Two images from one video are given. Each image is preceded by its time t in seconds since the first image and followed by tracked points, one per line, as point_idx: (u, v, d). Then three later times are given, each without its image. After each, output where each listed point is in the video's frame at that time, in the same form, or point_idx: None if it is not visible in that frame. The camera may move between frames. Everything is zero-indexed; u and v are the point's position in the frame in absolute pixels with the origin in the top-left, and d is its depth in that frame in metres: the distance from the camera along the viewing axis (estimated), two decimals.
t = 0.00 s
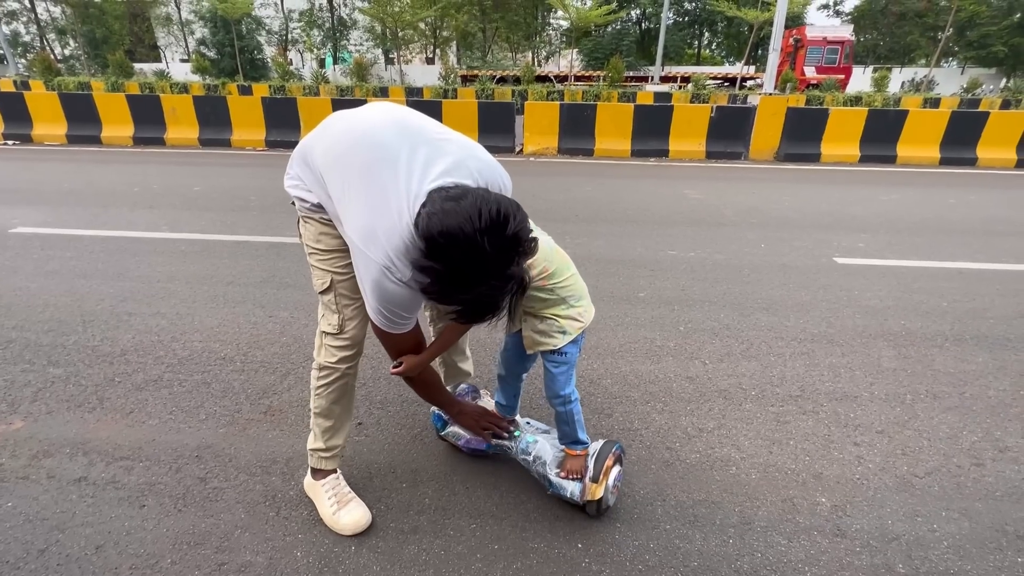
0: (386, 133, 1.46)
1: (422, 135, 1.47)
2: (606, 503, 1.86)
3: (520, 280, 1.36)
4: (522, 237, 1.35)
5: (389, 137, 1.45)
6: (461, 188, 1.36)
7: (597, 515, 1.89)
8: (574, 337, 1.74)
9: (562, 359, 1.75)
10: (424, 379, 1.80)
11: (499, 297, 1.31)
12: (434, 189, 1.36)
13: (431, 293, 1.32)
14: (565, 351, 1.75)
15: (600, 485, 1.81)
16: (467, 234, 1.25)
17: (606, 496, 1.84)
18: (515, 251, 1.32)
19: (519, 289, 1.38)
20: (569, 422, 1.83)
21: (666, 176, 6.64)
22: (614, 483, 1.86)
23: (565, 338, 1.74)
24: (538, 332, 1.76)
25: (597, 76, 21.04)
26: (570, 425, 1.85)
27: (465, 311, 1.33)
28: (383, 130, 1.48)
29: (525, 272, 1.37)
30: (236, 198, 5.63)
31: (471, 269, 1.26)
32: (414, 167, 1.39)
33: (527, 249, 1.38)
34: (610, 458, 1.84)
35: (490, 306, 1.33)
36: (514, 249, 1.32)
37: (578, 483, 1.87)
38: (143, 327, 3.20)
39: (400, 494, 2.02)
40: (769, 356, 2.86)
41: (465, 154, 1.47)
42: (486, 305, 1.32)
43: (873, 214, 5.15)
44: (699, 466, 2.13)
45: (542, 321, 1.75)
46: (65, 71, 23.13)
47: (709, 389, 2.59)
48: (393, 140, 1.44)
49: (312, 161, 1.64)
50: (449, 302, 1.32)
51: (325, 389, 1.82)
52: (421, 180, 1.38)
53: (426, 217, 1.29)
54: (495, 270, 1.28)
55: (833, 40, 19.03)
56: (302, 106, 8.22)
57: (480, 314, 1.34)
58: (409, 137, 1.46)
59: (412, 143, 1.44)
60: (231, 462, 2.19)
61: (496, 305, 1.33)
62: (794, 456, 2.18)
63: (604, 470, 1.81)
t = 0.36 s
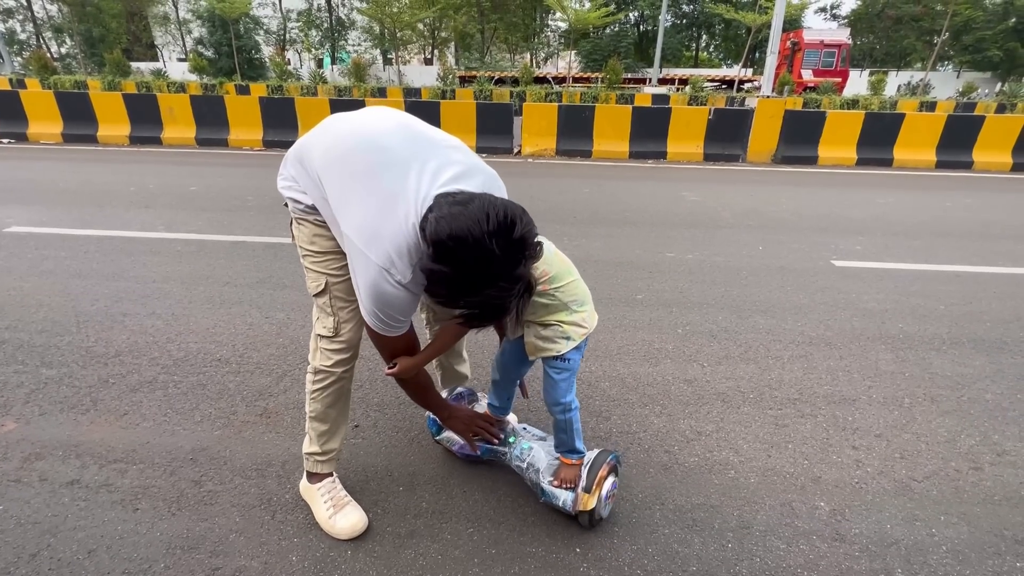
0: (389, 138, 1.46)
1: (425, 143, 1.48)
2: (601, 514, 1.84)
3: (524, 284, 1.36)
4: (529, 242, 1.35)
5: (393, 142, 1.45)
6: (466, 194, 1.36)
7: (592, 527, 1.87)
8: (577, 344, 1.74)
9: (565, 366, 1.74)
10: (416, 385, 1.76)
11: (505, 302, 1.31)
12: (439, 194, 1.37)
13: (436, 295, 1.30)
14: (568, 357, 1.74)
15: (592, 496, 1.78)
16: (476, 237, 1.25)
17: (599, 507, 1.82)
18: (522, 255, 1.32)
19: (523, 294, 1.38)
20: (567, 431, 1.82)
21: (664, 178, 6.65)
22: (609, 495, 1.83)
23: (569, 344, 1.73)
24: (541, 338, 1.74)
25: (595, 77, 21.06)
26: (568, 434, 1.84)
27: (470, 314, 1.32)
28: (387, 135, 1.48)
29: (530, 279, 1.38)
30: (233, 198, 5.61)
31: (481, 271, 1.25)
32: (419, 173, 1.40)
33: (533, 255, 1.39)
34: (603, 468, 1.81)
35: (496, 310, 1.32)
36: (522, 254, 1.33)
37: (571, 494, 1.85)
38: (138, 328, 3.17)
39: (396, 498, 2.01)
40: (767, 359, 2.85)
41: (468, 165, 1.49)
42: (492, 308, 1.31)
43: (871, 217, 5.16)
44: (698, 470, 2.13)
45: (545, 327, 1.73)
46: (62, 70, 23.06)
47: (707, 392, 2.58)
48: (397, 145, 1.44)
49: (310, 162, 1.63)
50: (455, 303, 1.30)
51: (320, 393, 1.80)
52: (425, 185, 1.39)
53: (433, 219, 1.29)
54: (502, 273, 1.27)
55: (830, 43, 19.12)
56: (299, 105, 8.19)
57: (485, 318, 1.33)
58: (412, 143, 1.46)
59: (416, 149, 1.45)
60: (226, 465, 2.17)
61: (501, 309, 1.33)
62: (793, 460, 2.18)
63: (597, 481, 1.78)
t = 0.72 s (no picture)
0: (390, 134, 1.46)
1: (426, 141, 1.48)
2: (601, 512, 1.85)
3: (525, 279, 1.36)
4: (531, 236, 1.35)
5: (394, 137, 1.45)
6: (468, 189, 1.36)
7: (592, 525, 1.87)
8: (579, 347, 1.74)
9: (568, 368, 1.74)
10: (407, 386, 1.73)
11: (506, 296, 1.30)
12: (440, 189, 1.36)
13: (436, 287, 1.29)
14: (571, 359, 1.74)
15: (598, 491, 1.79)
16: (479, 229, 1.24)
17: (603, 502, 1.82)
18: (524, 249, 1.32)
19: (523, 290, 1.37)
20: (567, 433, 1.81)
21: (663, 180, 6.64)
22: (610, 491, 1.85)
23: (571, 346, 1.73)
24: (544, 342, 1.74)
25: (595, 78, 21.04)
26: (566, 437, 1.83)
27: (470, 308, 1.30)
28: (388, 130, 1.47)
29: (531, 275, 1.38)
30: (231, 196, 5.59)
31: (483, 263, 1.24)
32: (420, 168, 1.40)
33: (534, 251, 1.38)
34: (605, 463, 1.83)
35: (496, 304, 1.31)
36: (523, 248, 1.32)
37: (575, 491, 1.85)
38: (134, 324, 3.15)
39: (393, 498, 1.99)
40: (766, 360, 2.84)
41: (468, 163, 1.49)
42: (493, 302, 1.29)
43: (870, 220, 5.16)
44: (697, 471, 2.12)
45: (548, 331, 1.73)
46: (60, 66, 23.00)
47: (706, 393, 2.57)
48: (398, 141, 1.44)
49: (308, 159, 1.62)
50: (455, 297, 1.29)
51: (318, 390, 1.79)
52: (426, 180, 1.38)
53: (435, 212, 1.28)
54: (504, 265, 1.27)
55: (830, 47, 19.15)
56: (298, 103, 8.17)
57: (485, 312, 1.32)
58: (414, 140, 1.46)
59: (417, 146, 1.45)
60: (221, 463, 2.15)
61: (502, 302, 1.32)
62: (791, 462, 2.17)
63: (601, 476, 1.79)
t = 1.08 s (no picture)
0: (383, 135, 1.45)
1: (419, 143, 1.47)
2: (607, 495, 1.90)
3: (511, 285, 1.35)
4: (516, 242, 1.34)
5: (386, 139, 1.44)
6: (456, 194, 1.35)
7: (598, 507, 1.93)
8: (574, 337, 1.74)
9: (565, 358, 1.73)
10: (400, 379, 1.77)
11: (491, 303, 1.30)
12: (429, 194, 1.35)
13: (420, 294, 1.29)
14: (568, 349, 1.73)
15: (605, 477, 1.84)
16: (462, 237, 1.24)
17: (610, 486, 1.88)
18: (509, 256, 1.31)
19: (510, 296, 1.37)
20: (569, 420, 1.82)
21: (664, 181, 6.64)
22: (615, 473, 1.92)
23: (564, 337, 1.72)
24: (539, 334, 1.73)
25: (597, 79, 21.03)
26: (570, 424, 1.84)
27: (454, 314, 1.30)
28: (381, 131, 1.46)
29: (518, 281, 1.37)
30: (232, 193, 5.58)
31: (466, 272, 1.24)
32: (410, 172, 1.39)
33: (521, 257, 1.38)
34: (611, 448, 1.89)
35: (481, 311, 1.31)
36: (509, 255, 1.31)
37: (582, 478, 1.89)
38: (131, 320, 3.14)
39: (389, 496, 1.98)
40: (765, 363, 2.84)
41: (460, 165, 1.48)
42: (477, 309, 1.29)
43: (871, 223, 5.15)
44: (694, 473, 2.11)
45: (542, 324, 1.73)
46: (63, 62, 23.02)
47: (704, 395, 2.57)
48: (390, 142, 1.43)
49: (304, 157, 1.62)
50: (439, 304, 1.29)
51: (313, 388, 1.78)
52: (416, 184, 1.37)
53: (421, 219, 1.28)
54: (488, 273, 1.26)
55: (832, 50, 19.13)
56: (300, 101, 8.17)
57: (470, 319, 1.32)
58: (406, 141, 1.45)
59: (409, 148, 1.44)
60: (216, 460, 2.14)
61: (487, 310, 1.31)
62: (790, 465, 2.16)
63: (609, 461, 1.85)
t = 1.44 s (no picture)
0: (386, 131, 1.45)
1: (422, 140, 1.47)
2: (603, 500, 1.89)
3: (513, 285, 1.36)
4: (519, 241, 1.35)
5: (389, 136, 1.44)
6: (459, 193, 1.35)
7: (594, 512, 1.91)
8: (573, 333, 1.74)
9: (564, 354, 1.73)
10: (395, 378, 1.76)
11: (492, 302, 1.30)
12: (431, 192, 1.35)
13: (421, 292, 1.29)
14: (566, 346, 1.74)
15: (603, 480, 1.84)
16: (465, 235, 1.24)
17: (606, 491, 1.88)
18: (511, 255, 1.31)
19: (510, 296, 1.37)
20: (566, 419, 1.81)
21: (667, 183, 6.62)
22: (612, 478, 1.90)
23: (564, 333, 1.73)
24: (537, 331, 1.74)
25: (602, 80, 21.00)
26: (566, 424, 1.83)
27: (455, 312, 1.31)
28: (385, 128, 1.46)
29: (518, 281, 1.37)
30: (235, 190, 5.59)
31: (469, 270, 1.24)
32: (413, 169, 1.39)
33: (523, 257, 1.38)
34: (609, 452, 1.89)
35: (482, 310, 1.31)
36: (512, 254, 1.32)
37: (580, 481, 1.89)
38: (133, 316, 3.15)
39: (387, 494, 1.98)
40: (766, 365, 2.83)
41: (463, 165, 1.48)
42: (478, 308, 1.30)
43: (874, 227, 5.13)
44: (693, 474, 2.10)
45: (541, 322, 1.73)
46: (69, 58, 23.10)
47: (704, 396, 2.56)
48: (393, 139, 1.43)
49: (306, 153, 1.62)
50: (441, 303, 1.29)
51: (313, 384, 1.78)
52: (418, 182, 1.38)
53: (423, 216, 1.28)
54: (490, 272, 1.26)
55: (838, 53, 19.05)
56: (304, 99, 8.18)
57: (470, 317, 1.32)
58: (410, 139, 1.45)
59: (412, 146, 1.44)
60: (216, 456, 2.14)
61: (488, 309, 1.32)
62: (789, 467, 2.15)
63: (606, 464, 1.85)
